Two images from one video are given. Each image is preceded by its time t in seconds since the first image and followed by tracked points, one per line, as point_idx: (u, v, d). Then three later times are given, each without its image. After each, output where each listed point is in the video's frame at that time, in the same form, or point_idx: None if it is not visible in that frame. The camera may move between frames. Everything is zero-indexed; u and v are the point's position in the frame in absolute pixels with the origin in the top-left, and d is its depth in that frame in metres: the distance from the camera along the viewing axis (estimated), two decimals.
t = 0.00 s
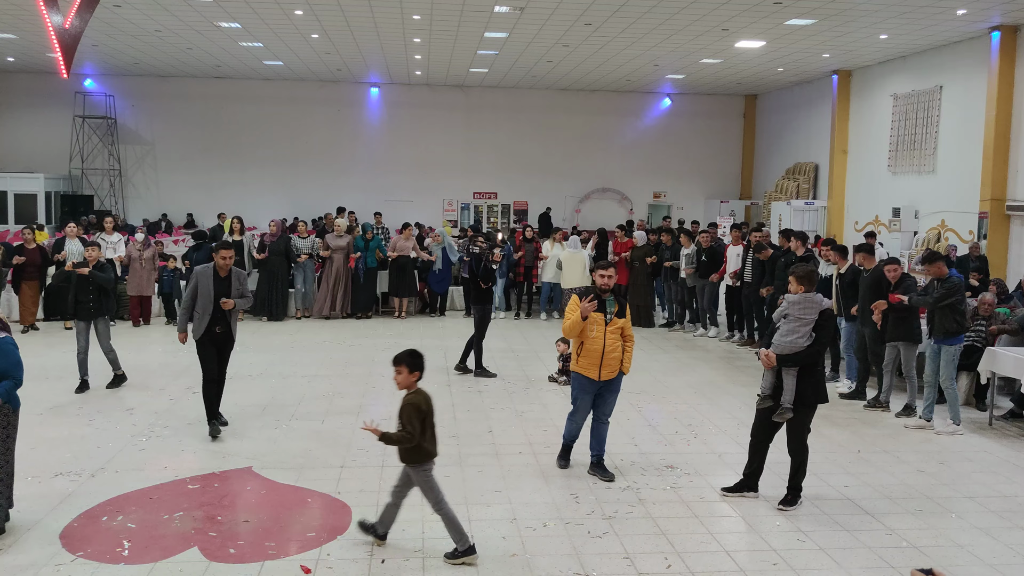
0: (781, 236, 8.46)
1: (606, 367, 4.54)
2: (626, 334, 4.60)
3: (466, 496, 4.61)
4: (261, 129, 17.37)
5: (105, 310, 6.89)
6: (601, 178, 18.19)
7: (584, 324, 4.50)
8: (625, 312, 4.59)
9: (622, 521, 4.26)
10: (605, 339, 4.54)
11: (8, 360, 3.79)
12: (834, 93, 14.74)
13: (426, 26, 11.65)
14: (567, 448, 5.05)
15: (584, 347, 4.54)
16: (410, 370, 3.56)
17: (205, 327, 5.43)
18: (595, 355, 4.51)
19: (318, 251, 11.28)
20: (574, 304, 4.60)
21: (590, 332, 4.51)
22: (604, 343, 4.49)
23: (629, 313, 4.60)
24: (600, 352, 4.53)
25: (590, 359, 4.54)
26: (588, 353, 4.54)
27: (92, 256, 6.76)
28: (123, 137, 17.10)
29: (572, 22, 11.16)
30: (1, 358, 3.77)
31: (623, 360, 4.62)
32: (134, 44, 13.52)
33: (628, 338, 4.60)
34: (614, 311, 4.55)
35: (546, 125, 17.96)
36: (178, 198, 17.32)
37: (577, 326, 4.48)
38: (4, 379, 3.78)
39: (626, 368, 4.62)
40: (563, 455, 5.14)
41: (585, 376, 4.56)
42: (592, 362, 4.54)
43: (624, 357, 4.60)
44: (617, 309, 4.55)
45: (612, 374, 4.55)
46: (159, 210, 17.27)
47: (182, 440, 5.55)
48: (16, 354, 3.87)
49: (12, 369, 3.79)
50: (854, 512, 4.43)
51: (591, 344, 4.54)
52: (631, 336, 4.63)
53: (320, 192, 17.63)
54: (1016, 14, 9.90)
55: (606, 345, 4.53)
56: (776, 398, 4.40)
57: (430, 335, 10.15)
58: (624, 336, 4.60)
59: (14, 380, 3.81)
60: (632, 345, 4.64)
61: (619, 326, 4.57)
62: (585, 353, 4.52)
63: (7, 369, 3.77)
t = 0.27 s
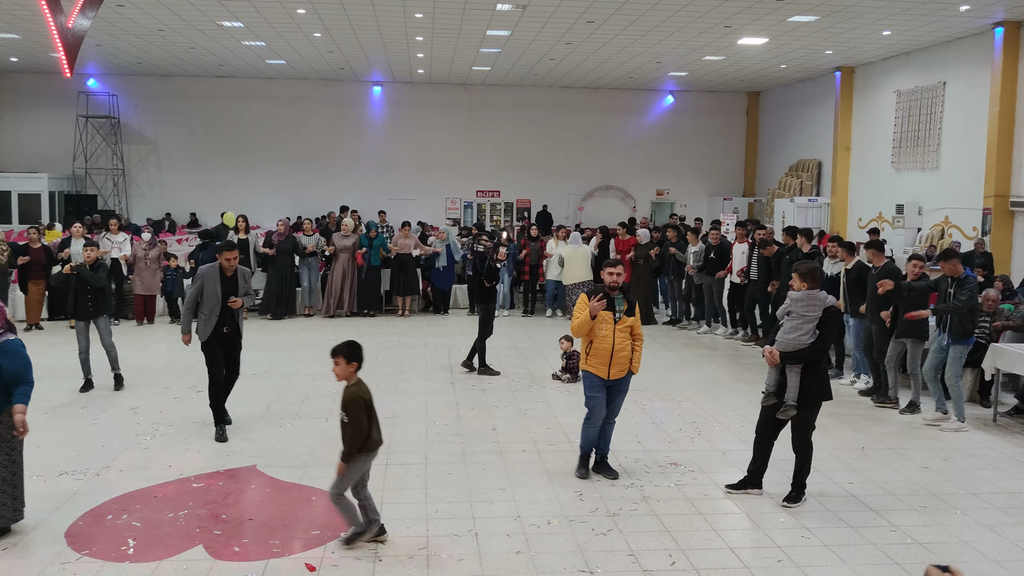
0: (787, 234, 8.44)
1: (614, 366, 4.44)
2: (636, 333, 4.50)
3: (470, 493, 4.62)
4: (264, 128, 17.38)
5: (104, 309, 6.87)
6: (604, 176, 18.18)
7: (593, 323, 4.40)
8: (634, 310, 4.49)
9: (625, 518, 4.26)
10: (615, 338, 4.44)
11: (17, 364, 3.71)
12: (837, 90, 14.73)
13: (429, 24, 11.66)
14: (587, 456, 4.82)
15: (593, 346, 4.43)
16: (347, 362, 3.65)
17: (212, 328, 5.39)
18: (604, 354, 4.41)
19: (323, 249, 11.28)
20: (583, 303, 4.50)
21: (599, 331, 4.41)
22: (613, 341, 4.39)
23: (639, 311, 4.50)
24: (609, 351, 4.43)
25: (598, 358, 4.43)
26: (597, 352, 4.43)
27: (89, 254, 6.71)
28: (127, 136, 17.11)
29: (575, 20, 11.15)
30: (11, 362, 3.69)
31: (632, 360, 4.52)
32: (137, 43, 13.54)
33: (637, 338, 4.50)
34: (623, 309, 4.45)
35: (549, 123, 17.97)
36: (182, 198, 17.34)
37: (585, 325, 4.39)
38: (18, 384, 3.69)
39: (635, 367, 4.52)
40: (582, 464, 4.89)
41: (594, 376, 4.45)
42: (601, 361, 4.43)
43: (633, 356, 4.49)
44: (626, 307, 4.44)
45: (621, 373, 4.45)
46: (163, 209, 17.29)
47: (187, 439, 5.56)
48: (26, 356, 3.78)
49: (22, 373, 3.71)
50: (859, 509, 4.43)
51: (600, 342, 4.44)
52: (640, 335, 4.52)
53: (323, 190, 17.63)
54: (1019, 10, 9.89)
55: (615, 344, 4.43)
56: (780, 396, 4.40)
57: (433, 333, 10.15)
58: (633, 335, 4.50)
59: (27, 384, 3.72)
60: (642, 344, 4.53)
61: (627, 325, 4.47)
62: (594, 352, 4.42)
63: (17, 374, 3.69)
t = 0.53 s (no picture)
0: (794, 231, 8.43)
1: (623, 366, 4.41)
2: (643, 334, 4.47)
3: (476, 492, 4.62)
4: (269, 128, 17.40)
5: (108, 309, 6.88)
6: (609, 174, 18.17)
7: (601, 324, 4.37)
8: (642, 310, 4.46)
9: (631, 517, 4.26)
10: (623, 338, 4.40)
11: (25, 365, 3.71)
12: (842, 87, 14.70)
13: (433, 23, 11.66)
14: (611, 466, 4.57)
15: (601, 347, 4.39)
16: (284, 375, 3.67)
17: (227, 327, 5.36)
18: (612, 354, 4.37)
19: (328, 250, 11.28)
20: (590, 304, 4.46)
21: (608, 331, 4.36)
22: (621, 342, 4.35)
23: (646, 312, 4.47)
24: (617, 352, 4.39)
25: (607, 359, 4.39)
26: (606, 354, 4.39)
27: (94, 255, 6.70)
28: (132, 137, 17.15)
29: (579, 18, 11.14)
30: (19, 363, 3.70)
31: (640, 360, 4.48)
32: (141, 44, 13.56)
33: (645, 338, 4.47)
34: (630, 309, 4.42)
35: (554, 121, 17.95)
36: (187, 197, 17.37)
37: (593, 326, 4.34)
38: (28, 383, 3.71)
39: (643, 368, 4.48)
40: (609, 474, 4.62)
41: (602, 377, 4.41)
42: (609, 362, 4.39)
43: (641, 356, 4.46)
44: (634, 307, 4.41)
45: (630, 374, 4.41)
46: (168, 209, 17.32)
47: (194, 439, 5.57)
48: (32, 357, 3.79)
49: (30, 373, 3.71)
50: (865, 507, 4.42)
51: (609, 343, 4.39)
52: (648, 336, 4.49)
53: (328, 190, 17.65)
54: None
55: (623, 345, 4.39)
56: (788, 394, 4.40)
57: (439, 332, 10.16)
58: (641, 335, 4.46)
59: (37, 383, 3.73)
60: (650, 345, 4.50)
61: (635, 326, 4.43)
62: (602, 353, 4.37)
63: (25, 374, 3.70)
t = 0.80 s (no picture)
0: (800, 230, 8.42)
1: (634, 369, 4.37)
2: (653, 336, 4.43)
3: (484, 492, 4.62)
4: (277, 130, 17.44)
5: (116, 311, 6.89)
6: (616, 173, 18.15)
7: (612, 326, 4.33)
8: (651, 312, 4.42)
9: (639, 516, 4.26)
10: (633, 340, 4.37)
11: (34, 368, 3.74)
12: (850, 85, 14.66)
13: (439, 23, 11.66)
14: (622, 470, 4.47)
15: (611, 350, 4.35)
16: (241, 362, 3.68)
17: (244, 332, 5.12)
18: (623, 357, 4.33)
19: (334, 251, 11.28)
20: (598, 306, 4.42)
21: (618, 334, 4.33)
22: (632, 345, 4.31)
23: (655, 313, 4.43)
24: (628, 354, 4.35)
25: (618, 362, 4.36)
26: (615, 357, 4.36)
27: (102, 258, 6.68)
28: (140, 138, 17.20)
29: (586, 17, 11.13)
30: (28, 366, 3.73)
31: (651, 363, 4.45)
32: (148, 45, 13.59)
33: (655, 341, 4.43)
34: (640, 311, 4.38)
35: (560, 120, 17.94)
36: (195, 198, 17.42)
37: (603, 329, 4.30)
38: (35, 387, 3.74)
39: (653, 370, 4.46)
40: (621, 478, 4.51)
41: (613, 380, 4.37)
42: (619, 365, 4.36)
43: (650, 359, 4.43)
44: (644, 309, 4.37)
45: (640, 376, 4.38)
46: (177, 209, 17.37)
47: (202, 439, 5.58)
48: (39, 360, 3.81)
49: (39, 376, 3.75)
50: (874, 506, 4.41)
51: (619, 346, 4.36)
52: (658, 338, 4.45)
53: (335, 190, 17.66)
54: None
55: (634, 347, 4.36)
56: (797, 394, 4.39)
57: (446, 332, 10.16)
58: (651, 337, 4.43)
59: (43, 387, 3.76)
60: (660, 347, 4.47)
61: (645, 327, 4.40)
62: (612, 356, 4.34)
63: (34, 377, 3.73)
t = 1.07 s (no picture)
0: (806, 227, 8.56)
1: (647, 369, 4.36)
2: (666, 336, 4.42)
3: (496, 490, 4.63)
4: (289, 131, 17.48)
5: (129, 312, 6.93)
6: (626, 172, 18.13)
7: (624, 327, 4.32)
8: (663, 312, 4.41)
9: (651, 514, 4.26)
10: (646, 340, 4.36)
11: (45, 369, 3.75)
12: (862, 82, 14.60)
13: (449, 23, 11.68)
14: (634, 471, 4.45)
15: (624, 350, 4.34)
16: (184, 374, 3.58)
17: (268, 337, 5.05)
18: (635, 358, 4.32)
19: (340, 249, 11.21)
20: (610, 306, 4.41)
21: (630, 334, 4.32)
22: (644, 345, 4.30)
23: (668, 313, 4.42)
24: (640, 355, 4.34)
25: (630, 362, 4.35)
26: (628, 357, 4.35)
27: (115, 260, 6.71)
28: (152, 138, 17.28)
29: (596, 15, 11.12)
30: (40, 367, 3.73)
31: (663, 363, 4.44)
32: (160, 46, 13.63)
33: (668, 341, 4.42)
34: (652, 311, 4.37)
35: (570, 118, 17.93)
36: (206, 198, 17.48)
37: (615, 329, 4.30)
38: (46, 388, 3.73)
39: (666, 370, 4.44)
40: (633, 480, 4.50)
41: (626, 381, 4.36)
42: (632, 366, 4.35)
43: (663, 359, 4.41)
44: (656, 309, 4.36)
45: (653, 377, 4.37)
46: (188, 210, 17.44)
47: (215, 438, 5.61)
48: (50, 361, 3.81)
49: (50, 377, 3.75)
50: (887, 505, 4.40)
51: (631, 346, 4.35)
52: (670, 338, 4.44)
53: (346, 189, 17.70)
54: None
55: (646, 348, 4.35)
56: (809, 392, 4.39)
57: (457, 331, 10.17)
58: (664, 338, 4.41)
59: (55, 389, 3.76)
60: (672, 347, 4.45)
61: (658, 327, 4.39)
62: (625, 357, 4.33)
63: (45, 378, 3.73)
